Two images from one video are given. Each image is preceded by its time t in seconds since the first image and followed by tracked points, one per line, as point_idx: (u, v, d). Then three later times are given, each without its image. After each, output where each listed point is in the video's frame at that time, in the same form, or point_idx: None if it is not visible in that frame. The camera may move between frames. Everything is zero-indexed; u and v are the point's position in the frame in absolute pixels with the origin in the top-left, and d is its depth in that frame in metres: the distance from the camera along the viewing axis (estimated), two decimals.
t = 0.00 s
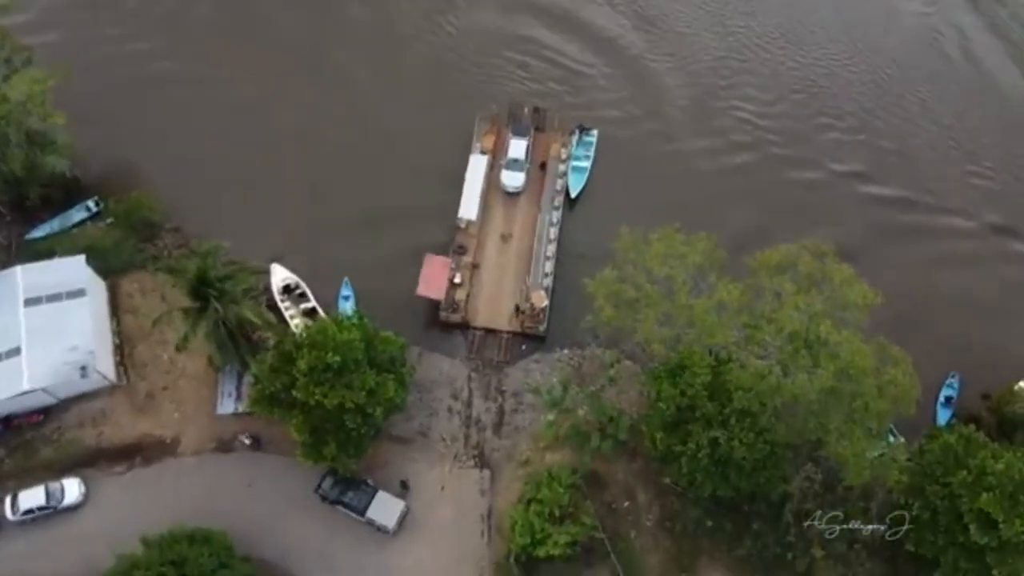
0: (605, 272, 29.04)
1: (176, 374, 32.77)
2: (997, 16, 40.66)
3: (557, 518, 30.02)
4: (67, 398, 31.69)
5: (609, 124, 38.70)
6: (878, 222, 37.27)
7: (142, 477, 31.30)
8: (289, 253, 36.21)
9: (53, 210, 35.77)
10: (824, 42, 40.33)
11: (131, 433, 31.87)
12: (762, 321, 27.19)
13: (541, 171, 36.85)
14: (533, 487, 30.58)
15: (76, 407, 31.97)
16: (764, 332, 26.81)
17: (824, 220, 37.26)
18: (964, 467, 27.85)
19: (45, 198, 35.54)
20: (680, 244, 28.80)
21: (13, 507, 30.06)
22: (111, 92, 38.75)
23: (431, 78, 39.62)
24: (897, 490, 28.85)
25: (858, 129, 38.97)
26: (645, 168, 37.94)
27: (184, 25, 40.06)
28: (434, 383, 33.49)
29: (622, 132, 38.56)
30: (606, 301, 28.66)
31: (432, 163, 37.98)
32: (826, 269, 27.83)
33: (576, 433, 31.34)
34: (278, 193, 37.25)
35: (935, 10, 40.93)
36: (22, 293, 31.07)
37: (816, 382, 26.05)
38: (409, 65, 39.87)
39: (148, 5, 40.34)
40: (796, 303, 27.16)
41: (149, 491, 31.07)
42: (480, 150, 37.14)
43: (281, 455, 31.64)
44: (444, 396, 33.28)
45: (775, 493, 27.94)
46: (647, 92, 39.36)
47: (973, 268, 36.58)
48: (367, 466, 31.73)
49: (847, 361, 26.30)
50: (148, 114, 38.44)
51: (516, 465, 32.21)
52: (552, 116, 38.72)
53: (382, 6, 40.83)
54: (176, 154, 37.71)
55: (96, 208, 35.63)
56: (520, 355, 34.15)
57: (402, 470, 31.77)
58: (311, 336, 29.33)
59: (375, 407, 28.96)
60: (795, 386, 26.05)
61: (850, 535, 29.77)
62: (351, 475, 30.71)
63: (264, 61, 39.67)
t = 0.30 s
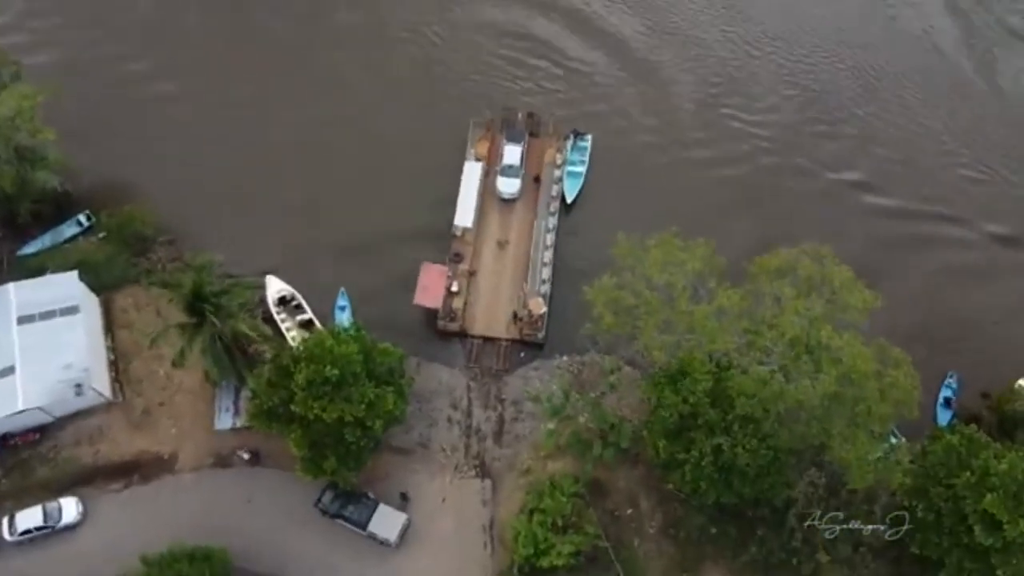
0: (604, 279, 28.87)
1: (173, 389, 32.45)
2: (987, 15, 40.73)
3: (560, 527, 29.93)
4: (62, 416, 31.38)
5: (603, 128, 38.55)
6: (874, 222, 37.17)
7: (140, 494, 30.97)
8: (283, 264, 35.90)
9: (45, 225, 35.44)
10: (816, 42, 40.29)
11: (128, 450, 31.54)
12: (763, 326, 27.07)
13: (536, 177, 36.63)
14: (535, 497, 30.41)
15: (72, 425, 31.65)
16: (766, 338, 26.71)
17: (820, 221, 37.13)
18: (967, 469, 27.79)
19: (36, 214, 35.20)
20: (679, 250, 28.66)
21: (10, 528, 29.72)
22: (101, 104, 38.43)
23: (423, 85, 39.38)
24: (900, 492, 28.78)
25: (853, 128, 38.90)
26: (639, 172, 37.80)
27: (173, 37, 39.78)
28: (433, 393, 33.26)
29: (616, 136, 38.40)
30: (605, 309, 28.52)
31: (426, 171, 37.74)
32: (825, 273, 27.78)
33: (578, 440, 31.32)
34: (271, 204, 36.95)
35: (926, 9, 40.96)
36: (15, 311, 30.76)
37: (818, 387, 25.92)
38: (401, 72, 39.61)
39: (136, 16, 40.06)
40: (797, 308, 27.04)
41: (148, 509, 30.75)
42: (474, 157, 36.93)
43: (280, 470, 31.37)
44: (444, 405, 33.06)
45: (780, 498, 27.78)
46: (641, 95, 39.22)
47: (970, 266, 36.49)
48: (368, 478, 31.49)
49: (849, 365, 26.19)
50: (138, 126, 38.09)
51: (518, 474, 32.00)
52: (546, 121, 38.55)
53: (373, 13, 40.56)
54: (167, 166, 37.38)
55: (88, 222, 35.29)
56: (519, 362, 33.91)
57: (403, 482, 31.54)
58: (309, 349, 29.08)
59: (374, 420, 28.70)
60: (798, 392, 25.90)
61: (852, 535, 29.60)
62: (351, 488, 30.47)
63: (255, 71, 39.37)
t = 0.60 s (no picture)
0: (604, 286, 28.71)
1: (171, 401, 32.20)
2: (981, 15, 40.71)
3: (563, 537, 29.73)
4: (59, 430, 31.13)
5: (599, 132, 38.39)
6: (873, 224, 37.10)
7: (138, 508, 30.73)
8: (280, 273, 35.66)
9: (39, 237, 35.17)
10: (811, 43, 40.20)
11: (126, 463, 31.29)
12: (765, 332, 26.94)
13: (533, 182, 36.42)
14: (537, 506, 30.28)
15: (69, 439, 31.41)
16: (768, 344, 26.60)
17: (818, 223, 37.02)
18: (970, 473, 27.79)
19: (29, 226, 34.91)
20: (678, 256, 28.51)
21: (8, 544, 29.46)
22: (94, 113, 38.14)
23: (418, 91, 39.18)
24: (903, 496, 28.74)
25: (849, 130, 38.83)
26: (636, 176, 37.65)
27: (165, 45, 39.51)
28: (432, 401, 33.07)
29: (613, 140, 38.24)
30: (605, 317, 28.36)
31: (423, 178, 37.55)
32: (825, 277, 27.65)
33: (578, 448, 31.01)
34: (267, 213, 36.70)
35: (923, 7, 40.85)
36: (10, 325, 30.46)
37: (821, 394, 25.75)
38: (395, 78, 39.41)
39: (128, 24, 39.79)
40: (798, 314, 26.93)
41: (147, 523, 30.50)
42: (471, 163, 36.70)
43: (279, 481, 31.17)
44: (443, 414, 32.86)
45: (783, 505, 27.64)
46: (637, 99, 39.08)
47: (969, 267, 36.43)
48: (368, 489, 31.28)
49: (851, 371, 26.08)
50: (132, 135, 37.82)
51: (519, 483, 31.83)
52: (543, 126, 38.38)
53: (366, 19, 40.32)
54: (162, 175, 37.13)
55: (82, 233, 35.02)
56: (519, 370, 33.73)
57: (403, 492, 31.34)
58: (308, 360, 28.86)
59: (374, 431, 28.50)
60: (801, 398, 25.73)
61: (852, 535, 29.51)
62: (351, 500, 30.30)
63: (248, 78, 39.11)
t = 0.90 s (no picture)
0: (604, 296, 28.56)
1: (168, 415, 31.95)
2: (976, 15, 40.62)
3: (566, 548, 29.48)
4: (57, 445, 30.91)
5: (596, 137, 38.18)
6: (872, 227, 36.96)
7: (137, 523, 30.48)
8: (277, 283, 35.39)
9: (34, 250, 34.95)
10: (807, 47, 40.15)
11: (124, 478, 31.05)
12: (767, 340, 26.83)
13: (531, 188, 36.19)
14: (540, 517, 30.02)
15: (66, 453, 31.19)
16: (771, 352, 26.50)
17: (817, 227, 36.85)
18: (974, 478, 27.59)
19: (24, 238, 34.65)
20: (678, 263, 28.37)
21: (7, 561, 29.24)
22: (88, 124, 37.91)
23: (413, 98, 38.95)
24: (906, 502, 28.66)
25: (845, 133, 38.71)
26: (634, 181, 37.43)
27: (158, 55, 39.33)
28: (432, 411, 32.85)
29: (610, 145, 38.03)
30: (606, 326, 28.19)
31: (420, 185, 37.27)
32: (825, 284, 27.51)
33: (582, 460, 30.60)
34: (263, 222, 36.42)
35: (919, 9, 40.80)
36: (6, 339, 30.26)
37: (825, 402, 25.53)
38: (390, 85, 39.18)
39: (121, 34, 39.63)
40: (800, 321, 26.74)
41: (146, 538, 30.26)
42: (468, 170, 36.45)
43: (279, 494, 30.95)
44: (443, 424, 32.64)
45: (787, 514, 27.45)
46: (634, 103, 38.89)
47: (968, 270, 36.26)
48: (369, 501, 31.06)
49: (854, 378, 25.90)
50: (126, 146, 37.57)
51: (520, 492, 31.60)
52: (540, 132, 38.15)
53: (360, 26, 40.12)
54: (156, 186, 36.87)
55: (77, 245, 34.74)
56: (519, 378, 33.51)
57: (404, 504, 31.12)
58: (307, 373, 28.66)
59: (374, 443, 28.28)
60: (805, 407, 25.54)
61: (851, 532, 29.44)
62: (352, 513, 30.12)
63: (242, 87, 38.89)
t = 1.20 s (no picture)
0: (604, 306, 28.52)
1: (167, 427, 31.72)
2: (968, 22, 40.91)
3: (569, 559, 29.32)
4: (55, 458, 30.69)
5: (594, 144, 38.01)
6: (873, 231, 36.77)
7: (136, 537, 30.24)
8: (275, 292, 35.18)
9: (30, 260, 34.81)
10: (803, 53, 40.20)
11: (123, 491, 30.82)
12: (770, 349, 26.71)
13: (530, 195, 35.97)
14: (542, 528, 29.95)
15: (64, 467, 30.95)
16: (774, 362, 26.30)
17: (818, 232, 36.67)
18: (977, 485, 27.56)
19: (19, 249, 34.41)
20: (679, 272, 28.26)
21: None
22: (83, 133, 37.66)
23: (411, 105, 38.81)
24: (911, 513, 28.35)
25: (843, 137, 38.63)
26: (633, 187, 37.24)
27: (154, 63, 39.14)
28: (432, 421, 32.65)
29: (609, 151, 37.86)
30: (607, 336, 28.07)
31: (418, 193, 37.07)
32: (828, 291, 27.32)
33: (587, 470, 30.21)
34: (261, 231, 36.20)
35: (914, 15, 40.96)
36: (3, 352, 30.10)
37: (830, 413, 25.19)
38: (387, 92, 39.03)
39: (117, 43, 39.42)
40: (805, 330, 26.41)
41: (145, 552, 30.00)
42: (467, 176, 36.18)
43: (278, 506, 30.73)
44: (444, 433, 32.45)
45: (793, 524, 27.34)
46: (632, 109, 38.78)
47: (968, 274, 36.13)
48: (370, 513, 30.84)
49: (859, 388, 25.55)
50: (121, 155, 37.34)
51: (523, 502, 31.35)
52: (537, 138, 37.87)
53: (356, 35, 40.03)
54: (153, 195, 36.65)
55: (73, 256, 34.60)
56: (519, 387, 33.36)
57: (406, 515, 30.91)
58: (307, 385, 28.54)
59: (374, 455, 28.06)
60: (809, 417, 25.22)
61: (854, 536, 29.18)
62: (353, 525, 29.92)
63: (238, 95, 38.69)
